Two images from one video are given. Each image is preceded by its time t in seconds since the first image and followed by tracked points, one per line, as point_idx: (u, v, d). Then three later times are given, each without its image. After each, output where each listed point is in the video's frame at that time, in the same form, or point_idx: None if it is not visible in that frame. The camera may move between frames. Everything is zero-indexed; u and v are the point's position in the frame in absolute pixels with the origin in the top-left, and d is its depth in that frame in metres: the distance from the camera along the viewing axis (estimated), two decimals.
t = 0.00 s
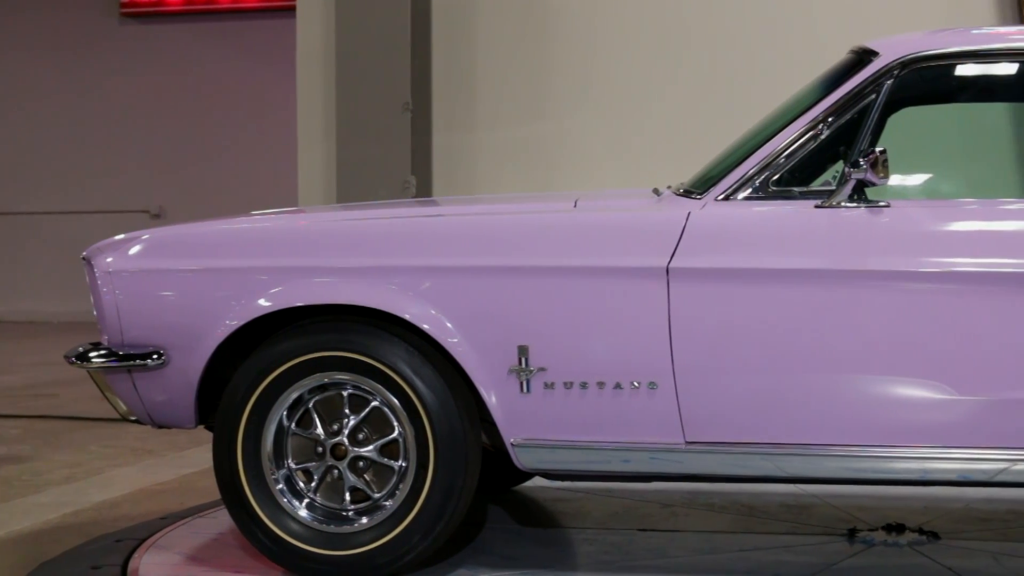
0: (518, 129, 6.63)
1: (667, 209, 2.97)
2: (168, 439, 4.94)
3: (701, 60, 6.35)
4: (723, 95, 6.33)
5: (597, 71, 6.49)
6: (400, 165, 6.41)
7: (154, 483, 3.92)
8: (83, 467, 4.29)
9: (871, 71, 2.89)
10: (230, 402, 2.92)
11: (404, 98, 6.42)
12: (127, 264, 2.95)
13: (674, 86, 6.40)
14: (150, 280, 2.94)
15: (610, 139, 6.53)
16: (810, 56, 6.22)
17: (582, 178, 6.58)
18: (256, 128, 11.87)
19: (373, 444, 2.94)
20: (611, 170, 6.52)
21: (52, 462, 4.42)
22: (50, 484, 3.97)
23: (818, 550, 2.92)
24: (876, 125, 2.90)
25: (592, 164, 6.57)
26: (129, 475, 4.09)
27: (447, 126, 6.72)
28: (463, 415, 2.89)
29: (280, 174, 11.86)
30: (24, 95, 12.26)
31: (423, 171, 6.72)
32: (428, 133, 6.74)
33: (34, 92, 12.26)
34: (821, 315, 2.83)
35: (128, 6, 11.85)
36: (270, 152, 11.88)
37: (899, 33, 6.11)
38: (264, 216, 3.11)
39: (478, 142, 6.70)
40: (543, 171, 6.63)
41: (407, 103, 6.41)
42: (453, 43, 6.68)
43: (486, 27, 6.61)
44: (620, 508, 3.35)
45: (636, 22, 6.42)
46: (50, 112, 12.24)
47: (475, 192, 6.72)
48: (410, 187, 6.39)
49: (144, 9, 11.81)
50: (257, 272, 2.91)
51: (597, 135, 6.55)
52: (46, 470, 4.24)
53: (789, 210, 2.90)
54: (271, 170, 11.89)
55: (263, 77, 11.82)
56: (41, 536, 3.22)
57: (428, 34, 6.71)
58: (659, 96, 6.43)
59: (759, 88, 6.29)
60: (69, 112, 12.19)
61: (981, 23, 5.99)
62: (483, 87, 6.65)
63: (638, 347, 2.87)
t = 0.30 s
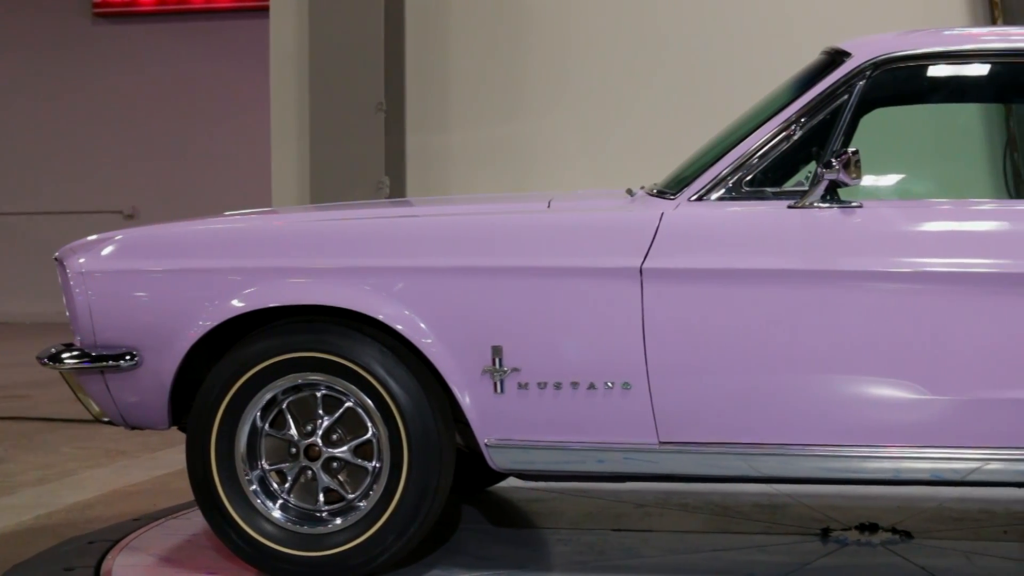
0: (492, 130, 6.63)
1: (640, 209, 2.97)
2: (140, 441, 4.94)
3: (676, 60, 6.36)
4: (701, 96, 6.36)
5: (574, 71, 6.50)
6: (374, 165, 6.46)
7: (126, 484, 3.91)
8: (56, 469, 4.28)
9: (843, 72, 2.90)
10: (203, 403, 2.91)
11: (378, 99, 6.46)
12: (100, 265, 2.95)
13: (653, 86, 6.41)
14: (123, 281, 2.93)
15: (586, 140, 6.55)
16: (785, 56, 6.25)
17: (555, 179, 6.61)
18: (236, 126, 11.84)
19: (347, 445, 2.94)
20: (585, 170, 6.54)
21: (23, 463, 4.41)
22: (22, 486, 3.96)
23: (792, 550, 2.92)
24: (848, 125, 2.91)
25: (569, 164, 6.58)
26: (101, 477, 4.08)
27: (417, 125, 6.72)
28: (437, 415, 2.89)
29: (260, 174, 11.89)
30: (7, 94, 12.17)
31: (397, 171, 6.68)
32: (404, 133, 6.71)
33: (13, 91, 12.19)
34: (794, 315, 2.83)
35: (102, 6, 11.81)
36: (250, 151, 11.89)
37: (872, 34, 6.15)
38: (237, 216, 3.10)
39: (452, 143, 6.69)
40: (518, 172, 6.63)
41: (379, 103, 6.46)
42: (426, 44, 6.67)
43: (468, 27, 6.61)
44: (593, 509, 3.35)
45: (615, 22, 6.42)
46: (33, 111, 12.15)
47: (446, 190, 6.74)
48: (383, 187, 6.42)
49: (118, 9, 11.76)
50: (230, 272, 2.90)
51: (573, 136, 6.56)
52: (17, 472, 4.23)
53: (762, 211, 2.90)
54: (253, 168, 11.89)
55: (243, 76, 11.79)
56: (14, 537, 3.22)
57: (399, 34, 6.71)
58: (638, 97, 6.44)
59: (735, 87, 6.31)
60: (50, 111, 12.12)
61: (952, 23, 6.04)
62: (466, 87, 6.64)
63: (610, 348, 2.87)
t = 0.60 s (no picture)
0: (472, 130, 6.63)
1: (617, 209, 2.98)
2: (115, 441, 4.93)
3: (655, 59, 6.37)
4: (682, 95, 6.36)
5: (555, 71, 6.50)
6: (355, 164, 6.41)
7: (102, 485, 3.91)
8: (32, 470, 4.27)
9: (819, 72, 2.91)
10: (180, 404, 2.91)
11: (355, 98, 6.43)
12: (75, 265, 2.94)
13: (634, 85, 6.41)
14: (99, 281, 2.93)
15: (565, 140, 6.55)
16: (763, 55, 6.26)
17: (534, 178, 6.60)
18: (212, 123, 11.78)
19: (324, 445, 2.93)
20: (564, 171, 6.54)
21: None
22: None
23: (768, 549, 2.93)
24: (824, 125, 2.92)
25: (548, 164, 6.58)
26: (77, 478, 4.07)
27: (395, 125, 6.71)
28: (414, 415, 2.89)
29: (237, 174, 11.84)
30: None
31: (374, 172, 6.65)
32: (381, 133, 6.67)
33: None
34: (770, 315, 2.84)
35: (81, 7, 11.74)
36: (227, 151, 11.81)
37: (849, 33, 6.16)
38: (214, 216, 3.10)
39: (429, 143, 6.69)
40: (496, 172, 6.64)
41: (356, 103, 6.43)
42: (402, 45, 6.67)
43: (449, 27, 6.60)
44: (570, 508, 3.35)
45: (597, 22, 6.42)
46: (15, 111, 12.04)
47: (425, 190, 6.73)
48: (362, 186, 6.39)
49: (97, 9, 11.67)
50: (206, 273, 2.90)
51: (552, 136, 6.56)
52: None
53: (738, 210, 2.91)
54: (231, 169, 11.84)
55: (214, 73, 11.71)
56: None
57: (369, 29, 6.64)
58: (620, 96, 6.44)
59: (716, 87, 6.31)
60: (29, 111, 12.03)
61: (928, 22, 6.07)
62: (450, 87, 6.63)
63: (587, 348, 2.87)
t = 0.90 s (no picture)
0: (454, 129, 6.62)
1: (596, 210, 2.98)
2: (91, 442, 4.92)
3: (635, 58, 6.37)
4: (664, 95, 6.36)
5: (538, 69, 6.49)
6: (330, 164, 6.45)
7: (79, 486, 3.90)
8: (9, 471, 4.26)
9: (797, 72, 2.91)
10: (157, 405, 2.90)
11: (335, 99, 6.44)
12: (52, 266, 2.94)
13: (616, 85, 6.40)
14: (76, 282, 2.92)
15: (544, 139, 6.53)
16: (743, 54, 6.25)
17: (513, 178, 6.60)
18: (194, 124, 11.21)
19: (301, 446, 2.93)
20: (544, 171, 6.54)
21: None
22: None
23: (746, 549, 2.93)
24: (801, 126, 2.92)
25: (526, 164, 6.57)
26: (54, 478, 4.07)
27: (373, 125, 6.70)
28: (392, 416, 2.89)
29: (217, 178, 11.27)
30: None
31: (352, 171, 6.67)
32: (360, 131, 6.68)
33: None
34: (749, 316, 2.84)
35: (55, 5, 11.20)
36: (207, 150, 11.21)
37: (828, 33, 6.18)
38: (191, 216, 3.10)
39: (408, 142, 6.69)
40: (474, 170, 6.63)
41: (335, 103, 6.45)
42: (382, 45, 6.66)
43: (433, 26, 6.59)
44: (547, 509, 3.35)
45: (579, 22, 6.41)
46: None
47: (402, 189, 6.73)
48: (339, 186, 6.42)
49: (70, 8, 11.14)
50: (184, 273, 2.90)
51: (529, 136, 6.55)
52: None
53: (715, 211, 2.91)
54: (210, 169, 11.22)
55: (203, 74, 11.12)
56: None
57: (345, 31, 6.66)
58: (602, 96, 6.43)
59: (697, 86, 6.31)
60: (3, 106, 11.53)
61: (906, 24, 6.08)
62: (436, 86, 6.62)
63: (566, 348, 2.87)
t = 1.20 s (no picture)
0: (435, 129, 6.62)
1: (574, 210, 2.98)
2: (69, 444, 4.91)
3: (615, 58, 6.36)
4: (644, 94, 6.35)
5: (521, 69, 6.48)
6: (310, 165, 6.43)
7: (58, 487, 3.90)
8: None
9: (775, 73, 2.92)
10: (136, 405, 2.89)
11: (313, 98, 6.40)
12: (29, 267, 2.94)
13: (598, 84, 6.40)
14: (54, 283, 2.92)
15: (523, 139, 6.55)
16: (723, 54, 6.25)
17: (492, 178, 6.59)
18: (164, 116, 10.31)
19: (280, 447, 2.93)
20: (523, 172, 6.54)
21: None
22: None
23: (724, 548, 2.93)
24: (779, 126, 2.93)
25: (506, 164, 6.57)
26: (33, 479, 4.06)
27: (352, 125, 6.70)
28: (371, 416, 2.89)
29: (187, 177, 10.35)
30: None
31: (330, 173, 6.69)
32: (336, 132, 6.68)
33: None
34: (727, 316, 2.85)
35: None
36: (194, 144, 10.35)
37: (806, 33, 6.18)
38: (170, 216, 3.11)
39: (385, 144, 6.69)
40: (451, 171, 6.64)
41: (315, 103, 6.40)
42: (362, 46, 6.66)
43: (416, 27, 6.60)
44: (526, 509, 3.35)
45: (560, 21, 6.41)
46: None
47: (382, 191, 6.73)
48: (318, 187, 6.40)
49: None
50: (162, 274, 2.89)
51: (509, 137, 6.56)
52: None
53: (693, 210, 2.91)
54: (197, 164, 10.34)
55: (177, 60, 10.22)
56: None
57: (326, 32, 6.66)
58: (583, 96, 6.43)
59: (678, 84, 6.31)
60: None
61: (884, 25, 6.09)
62: (421, 86, 6.62)
63: (546, 348, 2.87)
